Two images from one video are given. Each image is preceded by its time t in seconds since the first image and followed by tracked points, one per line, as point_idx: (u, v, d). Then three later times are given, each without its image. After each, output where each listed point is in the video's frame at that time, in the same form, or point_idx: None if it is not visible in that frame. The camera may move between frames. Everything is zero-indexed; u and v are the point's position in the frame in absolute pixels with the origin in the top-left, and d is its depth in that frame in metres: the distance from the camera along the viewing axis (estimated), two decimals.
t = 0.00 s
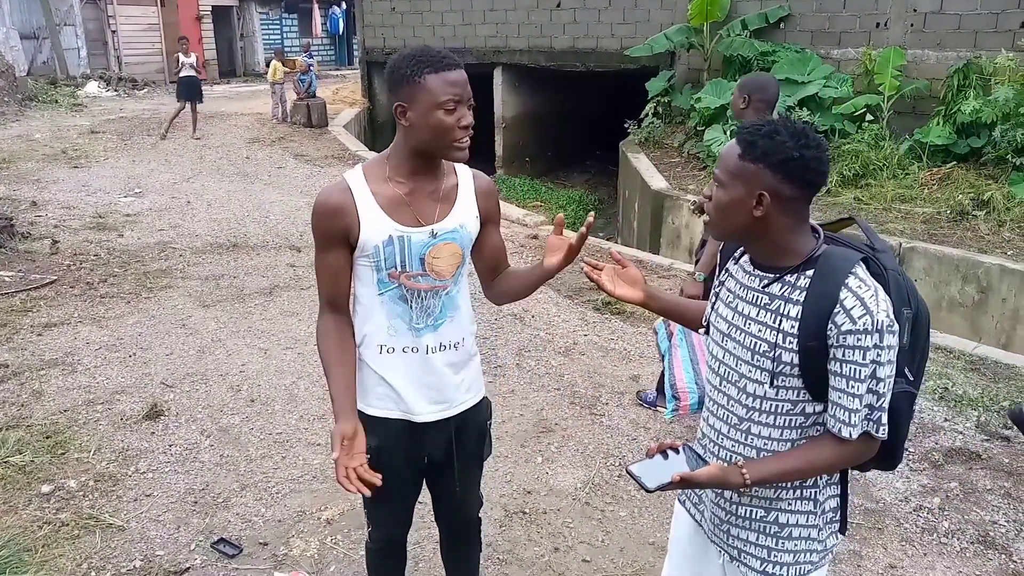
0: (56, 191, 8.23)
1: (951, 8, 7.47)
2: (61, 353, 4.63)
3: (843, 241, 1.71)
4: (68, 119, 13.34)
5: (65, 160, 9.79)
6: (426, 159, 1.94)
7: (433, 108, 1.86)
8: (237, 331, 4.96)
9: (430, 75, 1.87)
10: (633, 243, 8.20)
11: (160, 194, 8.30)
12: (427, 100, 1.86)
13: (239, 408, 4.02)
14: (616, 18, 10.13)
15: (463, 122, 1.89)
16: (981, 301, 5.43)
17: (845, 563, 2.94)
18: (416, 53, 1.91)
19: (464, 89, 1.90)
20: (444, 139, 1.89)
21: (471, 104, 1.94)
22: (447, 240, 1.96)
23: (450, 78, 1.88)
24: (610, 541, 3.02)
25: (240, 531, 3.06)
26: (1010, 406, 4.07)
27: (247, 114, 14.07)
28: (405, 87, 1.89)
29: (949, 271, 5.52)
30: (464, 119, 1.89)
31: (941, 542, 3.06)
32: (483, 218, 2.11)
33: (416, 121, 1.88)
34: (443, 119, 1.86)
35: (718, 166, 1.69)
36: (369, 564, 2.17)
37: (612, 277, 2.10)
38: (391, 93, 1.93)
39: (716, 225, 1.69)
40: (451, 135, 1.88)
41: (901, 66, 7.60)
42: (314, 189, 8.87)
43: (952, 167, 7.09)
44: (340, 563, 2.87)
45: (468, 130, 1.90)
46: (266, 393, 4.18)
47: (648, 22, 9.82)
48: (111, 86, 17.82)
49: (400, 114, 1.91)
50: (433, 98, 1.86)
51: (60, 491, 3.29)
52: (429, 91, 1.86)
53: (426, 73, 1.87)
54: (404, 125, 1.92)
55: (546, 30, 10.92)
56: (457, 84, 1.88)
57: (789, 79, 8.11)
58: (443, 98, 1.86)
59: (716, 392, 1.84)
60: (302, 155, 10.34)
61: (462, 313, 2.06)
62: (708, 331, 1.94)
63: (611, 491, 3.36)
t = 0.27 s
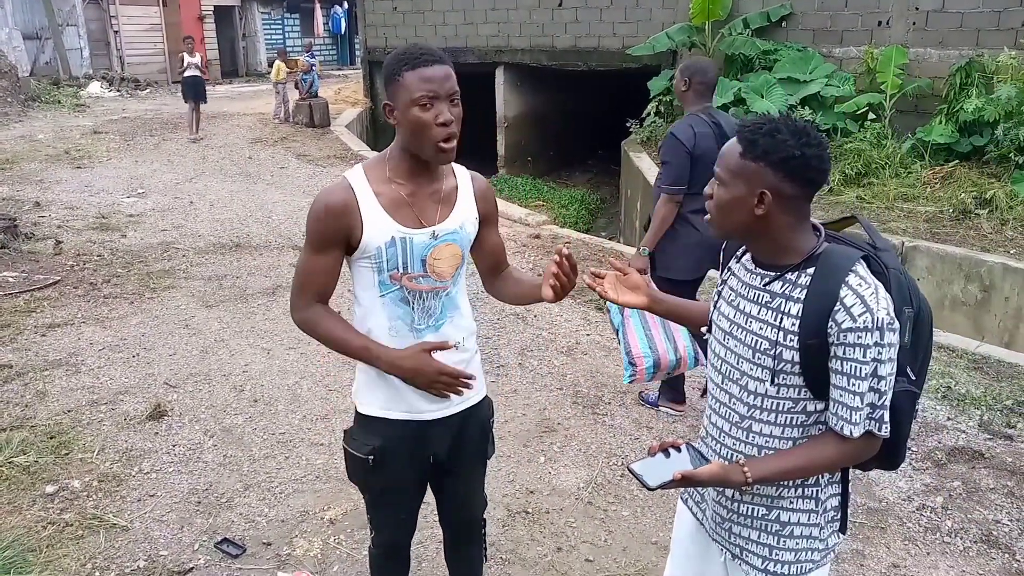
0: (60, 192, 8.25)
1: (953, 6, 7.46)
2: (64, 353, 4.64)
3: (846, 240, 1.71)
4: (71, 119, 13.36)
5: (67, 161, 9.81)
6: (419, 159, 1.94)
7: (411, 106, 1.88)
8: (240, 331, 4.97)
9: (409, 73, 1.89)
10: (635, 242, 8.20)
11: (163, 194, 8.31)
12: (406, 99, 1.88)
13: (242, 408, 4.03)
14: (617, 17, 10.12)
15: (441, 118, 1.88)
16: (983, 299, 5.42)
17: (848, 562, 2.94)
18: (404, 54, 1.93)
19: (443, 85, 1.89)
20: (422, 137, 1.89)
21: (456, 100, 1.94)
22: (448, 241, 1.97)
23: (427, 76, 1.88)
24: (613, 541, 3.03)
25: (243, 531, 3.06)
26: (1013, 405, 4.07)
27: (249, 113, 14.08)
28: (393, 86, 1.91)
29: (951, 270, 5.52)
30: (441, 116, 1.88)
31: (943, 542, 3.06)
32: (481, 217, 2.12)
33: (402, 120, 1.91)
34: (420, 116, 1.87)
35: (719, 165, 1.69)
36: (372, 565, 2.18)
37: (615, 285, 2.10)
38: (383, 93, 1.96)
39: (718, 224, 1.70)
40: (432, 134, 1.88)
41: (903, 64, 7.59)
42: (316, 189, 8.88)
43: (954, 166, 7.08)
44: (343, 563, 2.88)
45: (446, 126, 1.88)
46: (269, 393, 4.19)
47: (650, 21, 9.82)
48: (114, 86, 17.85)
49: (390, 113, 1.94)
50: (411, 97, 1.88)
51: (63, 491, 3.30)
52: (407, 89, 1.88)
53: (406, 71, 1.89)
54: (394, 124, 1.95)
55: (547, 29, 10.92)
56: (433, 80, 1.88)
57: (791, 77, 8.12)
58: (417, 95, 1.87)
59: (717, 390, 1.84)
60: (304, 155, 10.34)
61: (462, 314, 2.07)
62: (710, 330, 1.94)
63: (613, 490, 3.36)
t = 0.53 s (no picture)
0: (61, 197, 8.26)
1: (953, 8, 7.47)
2: (66, 358, 4.65)
3: (847, 243, 1.72)
4: (72, 124, 13.39)
5: (68, 165, 9.83)
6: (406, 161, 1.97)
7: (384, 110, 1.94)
8: (241, 335, 4.97)
9: (387, 77, 1.93)
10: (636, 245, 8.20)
11: (164, 199, 8.32)
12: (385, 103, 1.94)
13: (243, 412, 4.03)
14: (617, 20, 10.14)
15: (406, 125, 1.91)
16: (984, 301, 5.42)
17: (849, 565, 2.94)
18: (396, 57, 1.97)
19: (416, 90, 1.91)
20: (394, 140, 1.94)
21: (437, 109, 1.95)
22: (443, 245, 1.96)
23: (401, 81, 1.91)
24: (614, 544, 3.03)
25: (245, 536, 3.07)
26: (1014, 407, 4.07)
27: (250, 118, 14.10)
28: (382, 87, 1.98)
29: (952, 271, 5.52)
30: (406, 123, 1.91)
31: (945, 544, 3.06)
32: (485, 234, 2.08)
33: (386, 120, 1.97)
34: (391, 121, 1.93)
35: (722, 168, 1.69)
36: (373, 568, 2.18)
37: (616, 294, 2.10)
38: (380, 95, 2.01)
39: (720, 225, 1.70)
40: (399, 138, 1.93)
41: (903, 66, 7.59)
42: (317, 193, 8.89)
43: (955, 167, 7.08)
44: (345, 567, 2.88)
45: (412, 132, 1.91)
46: (270, 397, 4.20)
47: (650, 24, 9.83)
48: (114, 91, 17.88)
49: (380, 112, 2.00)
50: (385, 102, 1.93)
51: (65, 496, 3.30)
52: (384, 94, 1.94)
53: (385, 75, 1.94)
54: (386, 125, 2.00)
55: (547, 32, 10.93)
56: (404, 85, 1.91)
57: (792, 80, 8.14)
58: (388, 102, 1.93)
59: (719, 393, 1.84)
60: (305, 159, 10.36)
61: (457, 319, 2.06)
62: (711, 334, 1.94)
63: (615, 493, 3.36)
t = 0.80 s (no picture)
0: (58, 197, 8.25)
1: (949, 9, 7.48)
2: (64, 358, 4.64)
3: (845, 243, 1.72)
4: (70, 124, 13.37)
5: (66, 166, 9.82)
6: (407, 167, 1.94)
7: (408, 125, 1.87)
8: (239, 335, 4.97)
9: (415, 92, 1.87)
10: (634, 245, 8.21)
11: (161, 199, 8.32)
12: (405, 114, 1.87)
13: (241, 412, 4.03)
14: (615, 20, 10.15)
15: (436, 144, 1.89)
16: (981, 301, 5.43)
17: (847, 563, 2.94)
18: (408, 62, 1.91)
19: (445, 111, 1.88)
20: (415, 153, 1.90)
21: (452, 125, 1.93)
22: (431, 241, 1.96)
23: (432, 100, 1.87)
24: (613, 543, 3.03)
25: (243, 535, 3.06)
26: (1011, 406, 4.08)
27: (248, 118, 14.10)
28: (389, 93, 1.90)
29: (949, 271, 5.53)
30: (437, 142, 1.89)
31: (942, 543, 3.07)
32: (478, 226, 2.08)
33: (394, 128, 1.90)
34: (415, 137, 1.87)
35: (724, 168, 1.69)
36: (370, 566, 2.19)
37: (615, 294, 2.12)
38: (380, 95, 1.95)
39: (722, 225, 1.69)
40: (423, 153, 1.89)
41: (900, 67, 7.61)
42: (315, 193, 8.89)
43: (952, 168, 7.10)
44: (343, 566, 2.88)
45: (440, 152, 1.89)
46: (269, 397, 4.19)
47: (648, 24, 9.84)
48: (112, 91, 17.88)
49: (382, 119, 1.93)
50: (410, 116, 1.87)
51: (63, 496, 3.30)
52: (408, 107, 1.86)
53: (411, 89, 1.87)
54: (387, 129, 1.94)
55: (545, 33, 10.93)
56: (438, 106, 1.87)
57: (789, 80, 8.15)
58: (418, 118, 1.86)
59: (718, 393, 1.85)
60: (303, 159, 10.35)
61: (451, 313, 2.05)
62: (710, 334, 1.95)
63: (613, 493, 3.37)
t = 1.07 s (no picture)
0: (59, 198, 8.26)
1: (950, 11, 7.48)
2: (64, 359, 4.65)
3: (846, 245, 1.72)
4: (71, 125, 13.39)
5: (66, 167, 9.83)
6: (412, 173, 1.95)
7: (419, 128, 1.86)
8: (240, 337, 4.97)
9: (427, 96, 1.86)
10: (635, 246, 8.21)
11: (162, 200, 8.32)
12: (413, 119, 1.86)
13: (241, 414, 4.03)
14: (615, 22, 10.15)
15: (445, 146, 1.89)
16: (982, 303, 5.43)
17: (847, 566, 2.94)
18: (415, 65, 1.90)
19: (456, 115, 1.89)
20: (425, 159, 1.90)
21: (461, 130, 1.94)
22: (433, 248, 1.97)
23: (445, 104, 1.87)
24: (612, 545, 3.03)
25: (243, 537, 3.07)
26: (1011, 409, 4.07)
27: (249, 119, 14.11)
28: (396, 97, 1.88)
29: (949, 273, 5.53)
30: (446, 145, 1.89)
31: (942, 545, 3.06)
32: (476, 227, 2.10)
33: (402, 133, 1.89)
34: (425, 141, 1.87)
35: (723, 172, 1.69)
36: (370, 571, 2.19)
37: (616, 296, 2.10)
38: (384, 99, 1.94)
39: (724, 228, 1.69)
40: (432, 156, 1.89)
41: (901, 69, 7.61)
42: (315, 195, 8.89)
43: (952, 170, 7.10)
44: (342, 568, 2.88)
45: (449, 155, 1.90)
46: (269, 399, 4.20)
47: (648, 26, 9.84)
48: (113, 93, 17.89)
49: (389, 121, 1.92)
50: (421, 119, 1.86)
51: (63, 497, 3.31)
52: (418, 110, 1.85)
53: (423, 92, 1.86)
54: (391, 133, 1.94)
55: (546, 34, 10.94)
56: (450, 109, 1.87)
57: (789, 82, 8.15)
58: (429, 121, 1.86)
59: (720, 395, 1.85)
60: (303, 161, 10.36)
61: (453, 317, 2.06)
62: (711, 336, 1.96)
63: (613, 495, 3.37)
